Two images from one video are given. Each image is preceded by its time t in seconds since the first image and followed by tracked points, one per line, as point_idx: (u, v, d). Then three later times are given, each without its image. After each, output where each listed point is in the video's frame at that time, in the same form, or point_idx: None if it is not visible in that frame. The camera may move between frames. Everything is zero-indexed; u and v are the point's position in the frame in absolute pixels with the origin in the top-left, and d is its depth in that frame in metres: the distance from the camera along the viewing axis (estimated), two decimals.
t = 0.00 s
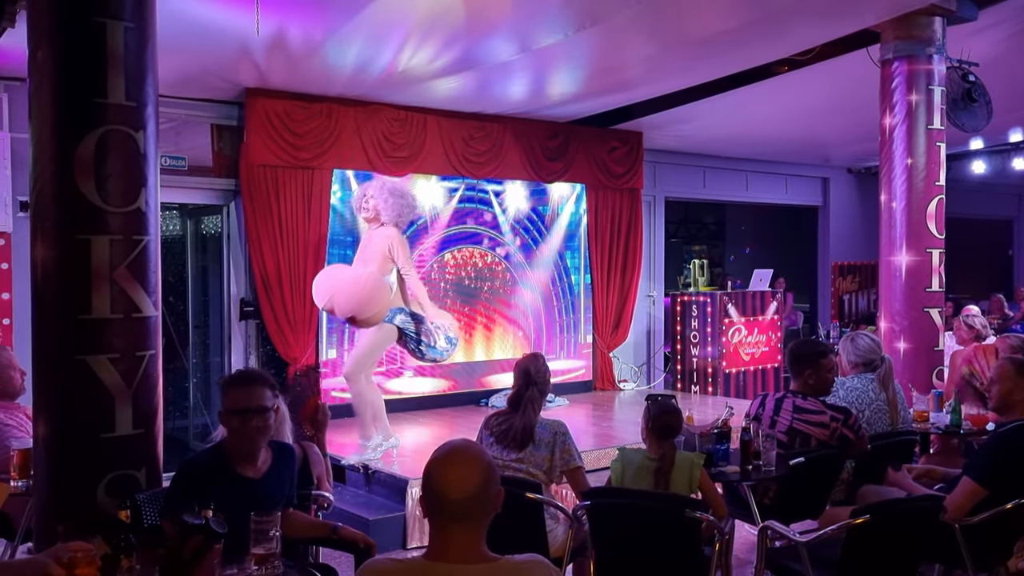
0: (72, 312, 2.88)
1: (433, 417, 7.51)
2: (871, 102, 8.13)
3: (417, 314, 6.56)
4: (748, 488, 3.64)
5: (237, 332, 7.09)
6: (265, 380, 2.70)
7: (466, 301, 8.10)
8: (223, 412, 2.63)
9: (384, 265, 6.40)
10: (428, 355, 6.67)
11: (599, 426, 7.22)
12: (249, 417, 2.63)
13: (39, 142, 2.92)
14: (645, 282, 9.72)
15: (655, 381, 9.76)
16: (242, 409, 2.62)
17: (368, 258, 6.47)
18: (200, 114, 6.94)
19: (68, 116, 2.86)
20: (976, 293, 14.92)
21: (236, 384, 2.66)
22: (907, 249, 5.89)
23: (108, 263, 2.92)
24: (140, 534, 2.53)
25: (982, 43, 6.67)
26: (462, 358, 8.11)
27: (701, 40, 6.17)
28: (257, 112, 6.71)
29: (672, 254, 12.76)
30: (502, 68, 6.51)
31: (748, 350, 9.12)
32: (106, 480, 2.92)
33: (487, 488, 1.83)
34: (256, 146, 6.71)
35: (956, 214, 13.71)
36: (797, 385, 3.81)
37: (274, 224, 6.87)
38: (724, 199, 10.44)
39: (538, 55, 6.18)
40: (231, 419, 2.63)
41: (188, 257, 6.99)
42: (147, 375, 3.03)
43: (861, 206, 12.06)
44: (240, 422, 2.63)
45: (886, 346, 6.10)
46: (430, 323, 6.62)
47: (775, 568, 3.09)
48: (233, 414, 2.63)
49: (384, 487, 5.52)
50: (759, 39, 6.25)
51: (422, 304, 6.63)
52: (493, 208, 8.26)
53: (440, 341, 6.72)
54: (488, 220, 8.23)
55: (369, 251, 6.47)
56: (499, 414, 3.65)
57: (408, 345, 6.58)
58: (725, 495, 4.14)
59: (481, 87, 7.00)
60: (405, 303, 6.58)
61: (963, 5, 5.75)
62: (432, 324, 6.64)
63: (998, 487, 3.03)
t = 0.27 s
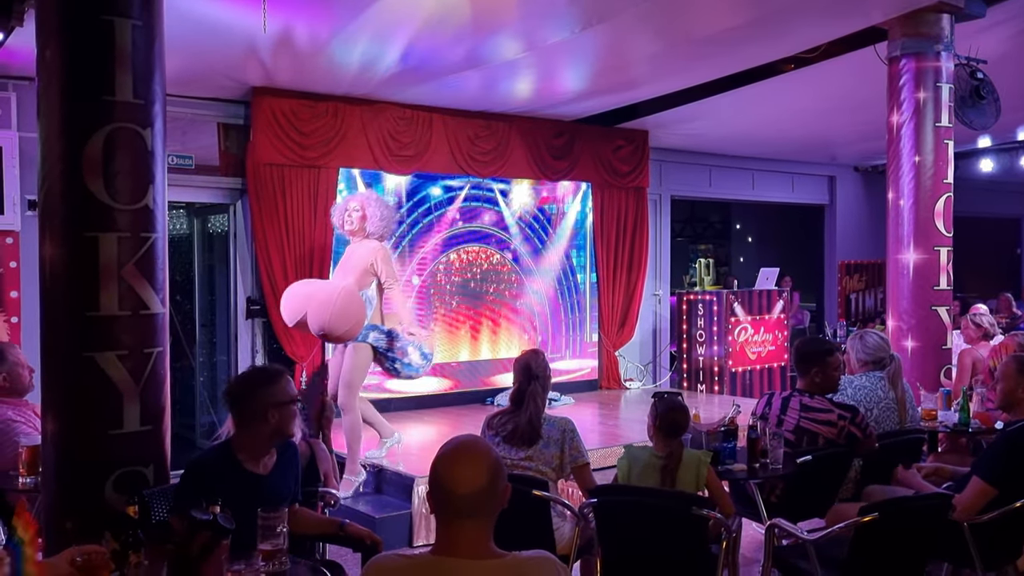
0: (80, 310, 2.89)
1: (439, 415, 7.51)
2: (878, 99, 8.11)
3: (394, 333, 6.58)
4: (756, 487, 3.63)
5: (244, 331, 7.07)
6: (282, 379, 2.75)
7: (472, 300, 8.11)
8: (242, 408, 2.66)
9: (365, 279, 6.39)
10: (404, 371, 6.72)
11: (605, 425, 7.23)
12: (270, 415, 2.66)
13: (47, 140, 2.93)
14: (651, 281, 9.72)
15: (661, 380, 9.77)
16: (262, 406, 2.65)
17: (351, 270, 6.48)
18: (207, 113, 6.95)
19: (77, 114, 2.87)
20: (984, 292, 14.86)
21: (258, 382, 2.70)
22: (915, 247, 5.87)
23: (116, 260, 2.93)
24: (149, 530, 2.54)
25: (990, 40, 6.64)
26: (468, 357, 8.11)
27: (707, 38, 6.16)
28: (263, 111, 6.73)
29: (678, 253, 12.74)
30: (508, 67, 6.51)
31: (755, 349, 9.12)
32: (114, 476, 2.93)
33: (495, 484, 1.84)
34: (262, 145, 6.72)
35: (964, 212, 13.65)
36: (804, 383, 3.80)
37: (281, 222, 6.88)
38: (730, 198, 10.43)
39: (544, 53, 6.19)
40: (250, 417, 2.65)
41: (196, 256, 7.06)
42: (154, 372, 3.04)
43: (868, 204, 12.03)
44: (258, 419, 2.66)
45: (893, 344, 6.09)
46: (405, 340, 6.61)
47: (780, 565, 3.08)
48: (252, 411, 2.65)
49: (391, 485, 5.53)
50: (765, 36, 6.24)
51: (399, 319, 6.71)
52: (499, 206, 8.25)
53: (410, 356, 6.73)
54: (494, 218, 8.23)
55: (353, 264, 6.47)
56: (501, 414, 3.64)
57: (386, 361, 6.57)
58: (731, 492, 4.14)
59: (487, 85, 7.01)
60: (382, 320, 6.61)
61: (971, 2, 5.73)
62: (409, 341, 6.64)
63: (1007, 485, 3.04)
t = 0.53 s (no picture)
0: (91, 305, 2.90)
1: (447, 413, 7.51)
2: (887, 97, 8.09)
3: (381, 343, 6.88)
4: (765, 485, 3.61)
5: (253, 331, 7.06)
6: (295, 375, 2.76)
7: (479, 298, 8.12)
8: (255, 404, 2.66)
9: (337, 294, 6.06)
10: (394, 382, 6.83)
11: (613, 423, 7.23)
12: (286, 410, 2.69)
13: (59, 136, 2.95)
14: (658, 280, 9.71)
15: (669, 379, 9.75)
16: (278, 402, 2.66)
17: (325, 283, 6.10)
18: (216, 111, 6.97)
19: (89, 109, 2.88)
20: (993, 291, 14.81)
21: (273, 379, 2.71)
22: (925, 244, 5.86)
23: (127, 256, 2.94)
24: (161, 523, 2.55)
25: (1000, 37, 6.62)
26: (475, 355, 8.12)
27: (716, 35, 6.16)
28: (272, 110, 6.73)
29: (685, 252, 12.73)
30: (516, 64, 6.51)
31: (763, 348, 9.12)
32: (125, 472, 2.94)
33: (507, 477, 1.84)
34: (271, 143, 6.73)
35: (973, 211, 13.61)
36: (813, 380, 3.79)
37: (289, 221, 6.89)
38: (738, 196, 10.41)
39: (553, 50, 6.19)
40: (264, 412, 2.66)
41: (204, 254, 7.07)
42: (165, 367, 3.05)
43: (877, 202, 12.00)
44: (272, 415, 2.67)
45: (903, 342, 6.07)
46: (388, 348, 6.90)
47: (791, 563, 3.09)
48: (267, 407, 2.66)
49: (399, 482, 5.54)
50: (774, 34, 6.23)
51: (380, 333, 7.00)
52: (506, 205, 8.25)
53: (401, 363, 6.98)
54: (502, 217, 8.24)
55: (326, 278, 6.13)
56: (507, 411, 3.63)
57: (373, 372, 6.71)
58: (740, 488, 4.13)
59: (495, 83, 7.01)
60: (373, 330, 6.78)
61: None
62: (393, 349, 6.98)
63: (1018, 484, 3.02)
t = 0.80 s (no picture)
0: (109, 303, 2.93)
1: (458, 412, 7.52)
2: (900, 96, 8.06)
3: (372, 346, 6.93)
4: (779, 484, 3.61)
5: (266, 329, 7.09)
6: (310, 372, 2.77)
7: (491, 297, 8.13)
8: (271, 400, 2.67)
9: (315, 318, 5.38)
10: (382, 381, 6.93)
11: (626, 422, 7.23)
12: (300, 406, 2.69)
13: (76, 134, 2.97)
14: (670, 280, 9.70)
15: (680, 378, 9.72)
16: (292, 398, 2.67)
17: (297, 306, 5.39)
18: (229, 111, 7.00)
19: (106, 108, 2.91)
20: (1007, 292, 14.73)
21: (289, 375, 2.71)
22: (939, 244, 5.84)
23: (144, 253, 2.96)
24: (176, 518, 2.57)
25: (1016, 35, 6.59)
26: (487, 355, 8.13)
27: (728, 34, 6.15)
28: (285, 109, 6.76)
29: (697, 251, 12.71)
30: (528, 64, 6.52)
31: (775, 348, 9.11)
32: (141, 468, 2.96)
33: (523, 474, 1.86)
34: (283, 143, 6.75)
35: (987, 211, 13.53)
36: (828, 380, 3.78)
37: (302, 220, 6.90)
38: (750, 196, 10.39)
39: (565, 50, 6.20)
40: (279, 409, 2.68)
41: (217, 253, 7.09)
42: (181, 365, 3.07)
43: (889, 202, 11.95)
44: (287, 411, 2.68)
45: (916, 342, 6.04)
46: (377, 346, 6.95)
47: (804, 563, 3.08)
48: (282, 404, 2.67)
49: (412, 481, 5.55)
50: (787, 33, 6.22)
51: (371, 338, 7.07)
52: (518, 204, 8.26)
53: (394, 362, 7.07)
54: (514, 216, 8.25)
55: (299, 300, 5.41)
56: (522, 409, 3.63)
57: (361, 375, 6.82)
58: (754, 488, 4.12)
59: (507, 83, 7.02)
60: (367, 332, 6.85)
61: None
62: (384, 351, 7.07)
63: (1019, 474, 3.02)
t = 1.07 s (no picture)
0: (131, 301, 2.96)
1: (475, 411, 7.54)
2: (921, 94, 7.99)
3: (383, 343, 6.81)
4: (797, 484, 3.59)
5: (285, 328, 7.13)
6: (328, 370, 2.79)
7: (509, 297, 8.15)
8: (288, 397, 2.70)
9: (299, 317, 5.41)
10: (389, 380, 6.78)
11: (643, 422, 7.22)
12: (317, 404, 2.71)
13: (100, 134, 3.01)
14: (688, 279, 9.66)
15: (698, 378, 9.68)
16: (310, 395, 2.69)
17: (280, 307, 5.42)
18: (249, 111, 7.05)
19: (128, 108, 2.95)
20: None
21: (306, 372, 2.74)
22: (959, 243, 5.79)
23: (165, 252, 2.99)
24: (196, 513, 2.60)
25: None
26: (505, 354, 8.15)
27: (746, 33, 6.13)
28: (303, 110, 6.80)
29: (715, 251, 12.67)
30: (546, 63, 6.52)
31: (793, 348, 9.06)
32: (162, 465, 2.99)
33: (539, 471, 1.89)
34: (302, 143, 6.78)
35: (1009, 210, 13.39)
36: (846, 380, 3.76)
37: (321, 220, 6.93)
38: (768, 195, 10.34)
39: (583, 49, 6.20)
40: (296, 406, 2.70)
41: (237, 252, 7.14)
42: (202, 363, 3.10)
43: (910, 201, 11.85)
44: (304, 408, 2.70)
45: (936, 342, 5.99)
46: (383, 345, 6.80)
47: (822, 564, 3.06)
48: (298, 400, 2.70)
49: (429, 479, 5.57)
50: (806, 31, 6.19)
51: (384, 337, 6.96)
52: (535, 204, 8.27)
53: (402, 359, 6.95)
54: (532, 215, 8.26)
55: (283, 302, 5.43)
56: (540, 408, 3.64)
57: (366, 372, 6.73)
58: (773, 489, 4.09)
59: (524, 82, 7.03)
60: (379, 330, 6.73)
61: None
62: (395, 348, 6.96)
63: (1014, 460, 3.25)
